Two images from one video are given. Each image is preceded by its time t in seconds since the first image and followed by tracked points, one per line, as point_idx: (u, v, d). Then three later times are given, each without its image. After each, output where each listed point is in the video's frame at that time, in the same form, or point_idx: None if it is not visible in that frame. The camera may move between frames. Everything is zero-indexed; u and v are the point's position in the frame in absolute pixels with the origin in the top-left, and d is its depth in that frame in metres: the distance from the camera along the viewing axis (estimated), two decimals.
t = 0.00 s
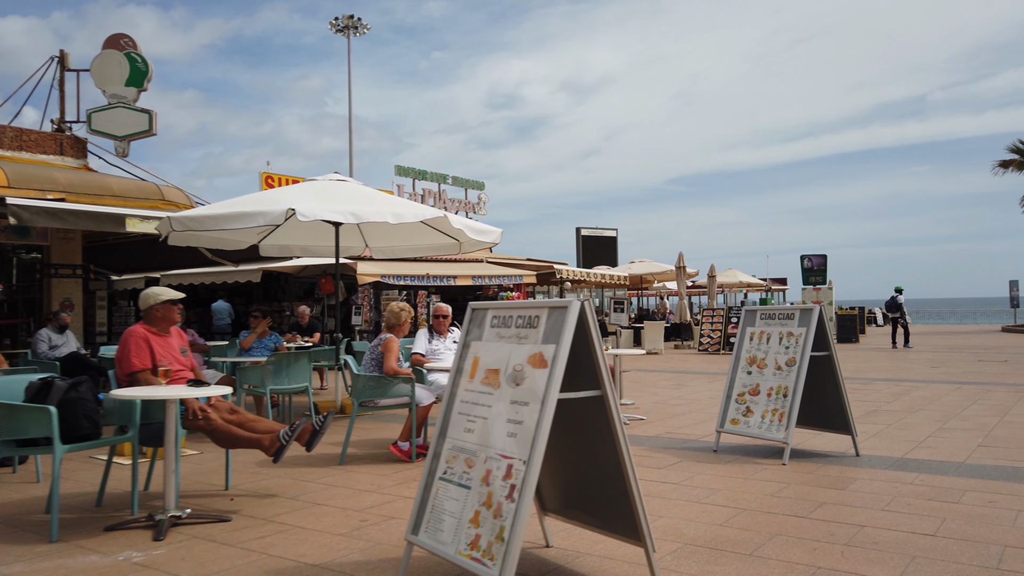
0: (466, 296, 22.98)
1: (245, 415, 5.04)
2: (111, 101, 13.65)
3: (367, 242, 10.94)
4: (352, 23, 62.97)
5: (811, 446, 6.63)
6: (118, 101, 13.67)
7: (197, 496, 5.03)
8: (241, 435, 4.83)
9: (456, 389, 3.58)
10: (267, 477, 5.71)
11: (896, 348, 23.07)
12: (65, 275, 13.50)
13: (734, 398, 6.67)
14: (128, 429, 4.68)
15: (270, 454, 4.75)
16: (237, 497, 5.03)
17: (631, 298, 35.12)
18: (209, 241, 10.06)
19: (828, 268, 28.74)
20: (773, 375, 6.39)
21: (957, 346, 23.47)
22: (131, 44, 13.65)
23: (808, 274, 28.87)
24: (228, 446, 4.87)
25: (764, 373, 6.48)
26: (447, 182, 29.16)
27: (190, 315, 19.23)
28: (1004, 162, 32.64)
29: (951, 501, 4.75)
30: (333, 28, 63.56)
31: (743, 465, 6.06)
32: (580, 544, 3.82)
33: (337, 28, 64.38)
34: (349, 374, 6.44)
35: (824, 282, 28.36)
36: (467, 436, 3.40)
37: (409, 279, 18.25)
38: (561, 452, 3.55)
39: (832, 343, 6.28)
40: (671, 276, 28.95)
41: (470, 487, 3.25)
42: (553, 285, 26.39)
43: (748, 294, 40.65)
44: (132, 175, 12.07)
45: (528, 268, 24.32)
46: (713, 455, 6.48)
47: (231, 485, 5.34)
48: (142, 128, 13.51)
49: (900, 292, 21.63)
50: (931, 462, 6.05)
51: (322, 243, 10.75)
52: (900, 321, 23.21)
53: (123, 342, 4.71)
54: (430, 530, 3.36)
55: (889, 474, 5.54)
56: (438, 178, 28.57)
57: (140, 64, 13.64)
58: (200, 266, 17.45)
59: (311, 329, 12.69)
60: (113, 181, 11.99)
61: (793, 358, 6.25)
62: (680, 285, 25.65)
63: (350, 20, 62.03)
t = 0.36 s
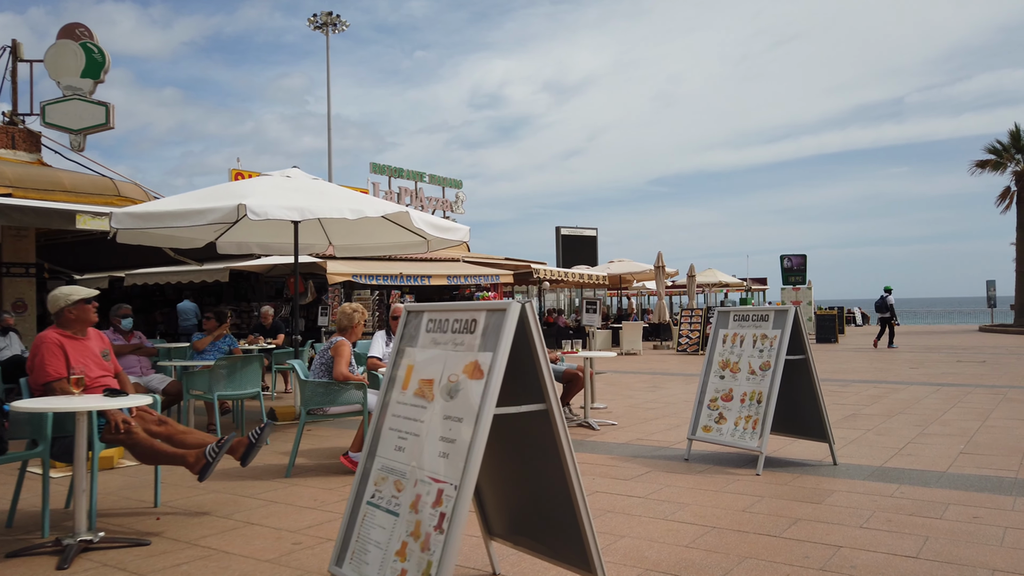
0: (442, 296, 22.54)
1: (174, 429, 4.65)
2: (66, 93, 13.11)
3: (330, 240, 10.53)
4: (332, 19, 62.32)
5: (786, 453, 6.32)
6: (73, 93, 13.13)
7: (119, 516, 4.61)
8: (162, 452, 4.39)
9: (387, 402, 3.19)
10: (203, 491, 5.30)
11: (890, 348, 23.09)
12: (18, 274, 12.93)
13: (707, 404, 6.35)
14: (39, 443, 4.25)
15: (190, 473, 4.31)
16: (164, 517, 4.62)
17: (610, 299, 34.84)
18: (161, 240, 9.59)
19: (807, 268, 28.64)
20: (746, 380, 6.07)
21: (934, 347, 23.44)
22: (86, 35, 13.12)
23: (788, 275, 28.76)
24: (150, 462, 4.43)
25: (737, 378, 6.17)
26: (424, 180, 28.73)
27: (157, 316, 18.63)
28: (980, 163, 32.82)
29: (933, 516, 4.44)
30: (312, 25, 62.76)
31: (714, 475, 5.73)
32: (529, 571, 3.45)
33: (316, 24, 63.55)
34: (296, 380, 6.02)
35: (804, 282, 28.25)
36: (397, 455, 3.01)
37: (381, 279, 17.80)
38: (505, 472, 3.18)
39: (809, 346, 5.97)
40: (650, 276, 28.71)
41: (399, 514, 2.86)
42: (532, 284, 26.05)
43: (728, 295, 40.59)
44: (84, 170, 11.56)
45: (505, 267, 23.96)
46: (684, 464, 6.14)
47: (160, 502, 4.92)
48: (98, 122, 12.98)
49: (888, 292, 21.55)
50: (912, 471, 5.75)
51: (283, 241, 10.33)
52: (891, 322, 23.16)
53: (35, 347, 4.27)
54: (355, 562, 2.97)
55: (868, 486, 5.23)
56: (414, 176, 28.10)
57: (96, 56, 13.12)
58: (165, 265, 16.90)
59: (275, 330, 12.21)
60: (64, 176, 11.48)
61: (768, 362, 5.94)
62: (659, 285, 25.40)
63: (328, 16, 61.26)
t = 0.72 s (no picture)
0: (428, 296, 22.13)
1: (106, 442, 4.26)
2: (32, 85, 12.66)
3: (303, 238, 10.18)
4: (323, 16, 61.91)
5: (774, 464, 5.97)
6: (40, 85, 12.68)
7: (44, 537, 4.22)
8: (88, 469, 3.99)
9: (318, 418, 2.80)
10: (145, 508, 4.91)
11: (892, 347, 22.88)
12: None
13: (690, 411, 6.00)
14: None
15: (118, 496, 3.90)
16: (94, 538, 4.24)
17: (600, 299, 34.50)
18: (124, 238, 9.20)
19: (799, 268, 28.38)
20: (731, 386, 5.72)
21: (927, 347, 23.22)
22: (54, 25, 12.68)
23: (779, 275, 28.48)
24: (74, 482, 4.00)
25: (721, 384, 5.82)
26: (412, 178, 28.32)
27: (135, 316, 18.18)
28: (972, 163, 32.68)
29: (931, 537, 4.09)
30: (302, 22, 62.26)
31: (697, 488, 5.37)
32: None
33: (305, 21, 62.85)
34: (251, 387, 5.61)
35: (796, 282, 27.97)
36: (325, 480, 2.62)
37: (364, 278, 17.38)
38: (451, 498, 2.80)
39: (797, 351, 5.61)
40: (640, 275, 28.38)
41: (323, 549, 2.48)
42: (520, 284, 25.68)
43: (720, 295, 40.32)
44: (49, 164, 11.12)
45: (492, 267, 23.60)
46: (666, 475, 5.78)
47: (93, 521, 4.54)
48: (66, 115, 12.54)
49: (885, 292, 21.28)
50: (907, 484, 5.41)
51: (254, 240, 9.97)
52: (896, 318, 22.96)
53: None
54: None
55: (859, 502, 4.89)
56: (401, 173, 27.66)
57: (64, 46, 12.68)
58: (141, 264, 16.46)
59: (249, 331, 11.80)
60: (28, 171, 11.03)
61: (754, 368, 5.59)
62: (649, 285, 25.06)
63: (318, 13, 60.55)
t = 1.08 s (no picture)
0: (413, 295, 21.74)
1: (25, 457, 3.87)
2: None
3: (272, 235, 9.81)
4: (312, 15, 61.43)
5: (755, 473, 5.61)
6: (4, 77, 12.25)
7: None
8: None
9: (216, 429, 2.42)
10: (72, 523, 4.53)
11: (888, 348, 22.65)
12: None
13: (665, 417, 5.65)
14: None
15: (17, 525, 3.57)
16: (4, 559, 3.85)
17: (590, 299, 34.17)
18: (83, 233, 8.82)
19: (790, 269, 28.12)
20: (709, 390, 5.38)
21: (918, 348, 22.99)
22: (19, 15, 12.25)
23: (771, 274, 28.20)
24: None
25: (698, 387, 5.48)
26: (398, 176, 27.93)
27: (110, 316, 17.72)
28: (963, 162, 32.54)
29: (919, 555, 3.74)
30: (292, 20, 61.85)
31: (671, 499, 5.01)
32: None
33: (294, 20, 62.34)
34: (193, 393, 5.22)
35: (786, 282, 27.70)
36: (215, 505, 2.25)
37: (344, 277, 16.99)
38: (368, 522, 2.45)
39: (778, 351, 5.28)
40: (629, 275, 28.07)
41: None
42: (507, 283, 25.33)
43: (711, 295, 40.07)
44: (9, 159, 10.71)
45: (478, 266, 23.25)
46: (639, 485, 5.42)
47: (10, 539, 4.15)
48: (31, 108, 12.12)
49: (881, 292, 21.00)
50: (895, 495, 5.07)
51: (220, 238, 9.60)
52: (890, 320, 22.75)
53: None
54: None
55: (843, 515, 4.54)
56: (386, 172, 27.26)
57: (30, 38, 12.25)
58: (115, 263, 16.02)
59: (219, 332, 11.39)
60: None
61: (732, 370, 5.25)
62: (637, 285, 24.75)
63: (308, 12, 60.08)
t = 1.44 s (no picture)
0: (400, 296, 21.33)
1: None
2: None
3: (240, 234, 9.41)
4: (304, 13, 60.92)
5: (737, 489, 5.24)
6: None
7: None
8: None
9: (73, 463, 2.05)
10: None
11: (888, 349, 22.34)
12: None
13: (641, 428, 5.28)
14: None
15: None
16: None
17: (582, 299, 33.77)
18: (40, 232, 8.40)
19: (784, 269, 27.77)
20: (686, 400, 5.01)
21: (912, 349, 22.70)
22: None
23: (765, 275, 27.85)
24: None
25: (675, 398, 5.11)
26: (386, 175, 27.52)
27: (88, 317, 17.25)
28: (958, 162, 32.30)
29: None
30: (283, 18, 61.35)
31: (645, 518, 4.64)
32: None
33: (285, 19, 61.83)
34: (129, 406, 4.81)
35: (780, 283, 27.35)
36: (61, 557, 1.89)
37: (326, 278, 16.57)
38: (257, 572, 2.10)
39: (761, 359, 4.92)
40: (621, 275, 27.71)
41: None
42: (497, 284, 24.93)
43: (704, 295, 39.73)
44: None
45: (466, 267, 22.87)
46: (613, 501, 5.04)
47: None
48: None
49: (879, 293, 20.67)
50: (885, 513, 4.70)
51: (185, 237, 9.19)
52: (889, 321, 22.43)
53: None
54: None
55: (829, 538, 4.17)
56: (374, 170, 26.84)
57: None
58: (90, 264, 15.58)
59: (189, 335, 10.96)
60: None
61: (711, 380, 4.88)
62: (629, 285, 24.38)
63: (299, 10, 59.58)
